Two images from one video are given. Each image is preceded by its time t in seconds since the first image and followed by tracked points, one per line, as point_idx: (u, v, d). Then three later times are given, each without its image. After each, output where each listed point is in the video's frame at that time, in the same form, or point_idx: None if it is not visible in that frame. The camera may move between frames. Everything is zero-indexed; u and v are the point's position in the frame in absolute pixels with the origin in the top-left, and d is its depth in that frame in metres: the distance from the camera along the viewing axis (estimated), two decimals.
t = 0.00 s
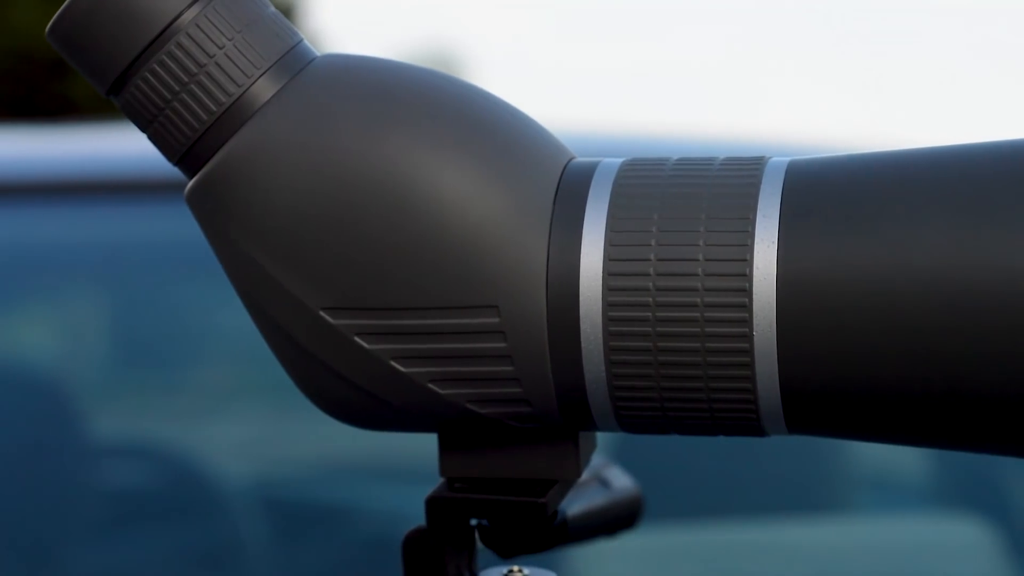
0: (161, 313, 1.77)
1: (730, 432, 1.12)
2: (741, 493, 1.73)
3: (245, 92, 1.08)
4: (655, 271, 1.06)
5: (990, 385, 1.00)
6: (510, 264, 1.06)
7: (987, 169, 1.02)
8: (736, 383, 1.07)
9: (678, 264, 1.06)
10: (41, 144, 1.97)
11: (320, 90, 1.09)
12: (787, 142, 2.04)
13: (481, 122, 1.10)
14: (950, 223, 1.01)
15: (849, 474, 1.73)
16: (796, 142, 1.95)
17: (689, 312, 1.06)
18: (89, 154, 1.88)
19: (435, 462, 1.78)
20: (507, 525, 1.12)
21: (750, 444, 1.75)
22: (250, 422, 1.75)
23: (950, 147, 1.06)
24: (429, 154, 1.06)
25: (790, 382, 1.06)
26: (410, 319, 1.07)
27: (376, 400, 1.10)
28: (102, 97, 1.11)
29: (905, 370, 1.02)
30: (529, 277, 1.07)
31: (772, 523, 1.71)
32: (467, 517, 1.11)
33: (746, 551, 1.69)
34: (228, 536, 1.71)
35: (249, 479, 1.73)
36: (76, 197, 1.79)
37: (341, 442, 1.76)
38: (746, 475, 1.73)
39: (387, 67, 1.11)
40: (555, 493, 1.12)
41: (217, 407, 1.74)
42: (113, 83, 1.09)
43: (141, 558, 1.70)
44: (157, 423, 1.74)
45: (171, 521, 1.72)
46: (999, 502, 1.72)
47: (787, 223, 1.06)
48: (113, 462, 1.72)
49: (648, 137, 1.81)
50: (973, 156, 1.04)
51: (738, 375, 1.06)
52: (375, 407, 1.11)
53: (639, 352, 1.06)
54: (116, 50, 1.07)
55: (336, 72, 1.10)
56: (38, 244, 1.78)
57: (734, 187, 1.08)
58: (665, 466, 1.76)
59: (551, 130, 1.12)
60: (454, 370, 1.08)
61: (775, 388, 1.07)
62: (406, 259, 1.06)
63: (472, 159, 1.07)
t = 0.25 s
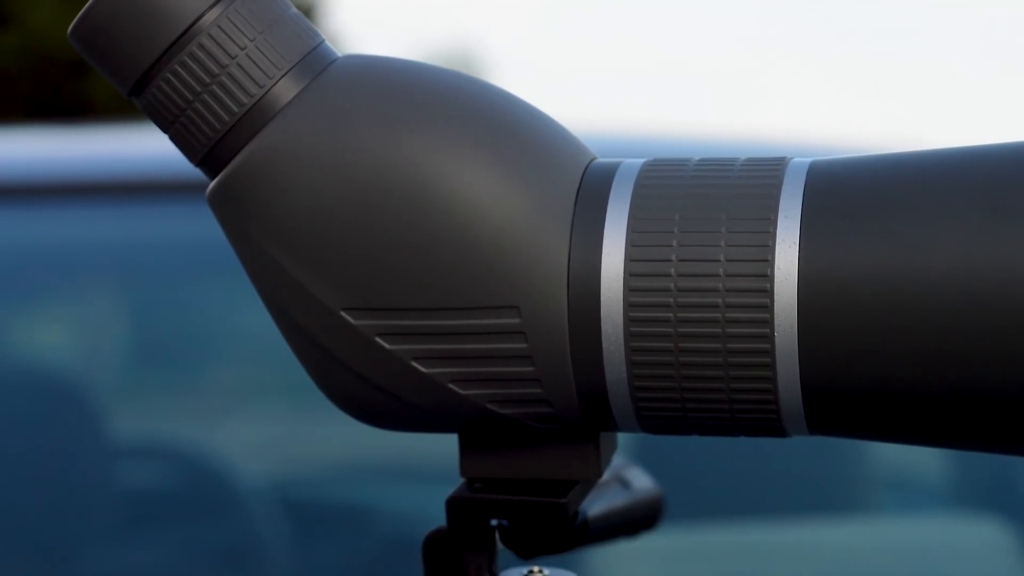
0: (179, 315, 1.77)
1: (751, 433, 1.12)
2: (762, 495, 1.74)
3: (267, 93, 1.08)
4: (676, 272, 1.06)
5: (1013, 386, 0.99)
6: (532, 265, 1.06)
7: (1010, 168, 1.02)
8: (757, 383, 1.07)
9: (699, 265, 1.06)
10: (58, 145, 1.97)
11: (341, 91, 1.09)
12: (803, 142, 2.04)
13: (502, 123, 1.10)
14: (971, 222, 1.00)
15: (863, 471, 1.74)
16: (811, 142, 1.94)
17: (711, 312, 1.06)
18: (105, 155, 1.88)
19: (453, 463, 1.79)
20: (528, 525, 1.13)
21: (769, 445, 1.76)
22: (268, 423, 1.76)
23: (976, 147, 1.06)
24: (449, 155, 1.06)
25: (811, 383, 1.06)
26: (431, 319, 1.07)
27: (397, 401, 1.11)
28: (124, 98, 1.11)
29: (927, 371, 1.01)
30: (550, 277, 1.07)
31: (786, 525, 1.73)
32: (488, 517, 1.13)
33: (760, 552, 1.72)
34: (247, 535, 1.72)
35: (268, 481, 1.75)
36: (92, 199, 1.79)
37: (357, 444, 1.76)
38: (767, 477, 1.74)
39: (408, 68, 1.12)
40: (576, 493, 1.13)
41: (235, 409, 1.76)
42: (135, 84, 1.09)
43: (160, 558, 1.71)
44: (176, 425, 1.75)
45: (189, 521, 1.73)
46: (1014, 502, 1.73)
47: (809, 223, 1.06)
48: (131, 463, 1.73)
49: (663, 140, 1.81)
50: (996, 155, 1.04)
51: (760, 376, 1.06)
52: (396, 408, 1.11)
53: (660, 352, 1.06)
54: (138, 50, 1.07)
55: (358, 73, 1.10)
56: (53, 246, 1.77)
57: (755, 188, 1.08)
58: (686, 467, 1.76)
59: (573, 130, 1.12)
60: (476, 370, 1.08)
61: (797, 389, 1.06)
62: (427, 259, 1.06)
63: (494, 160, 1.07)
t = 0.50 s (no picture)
0: (190, 312, 1.79)
1: (764, 434, 1.12)
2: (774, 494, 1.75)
3: (281, 94, 1.08)
4: (689, 273, 1.06)
5: None
6: (545, 265, 1.06)
7: None
8: (771, 384, 1.07)
9: (713, 265, 1.06)
10: (71, 147, 1.98)
11: (355, 91, 1.09)
12: (812, 142, 2.03)
13: (515, 123, 1.10)
14: (985, 223, 1.00)
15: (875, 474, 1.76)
16: (821, 142, 1.94)
17: (724, 313, 1.06)
18: (121, 158, 1.91)
19: (465, 464, 1.80)
20: (541, 525, 1.14)
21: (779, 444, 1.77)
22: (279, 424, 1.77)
23: (994, 145, 1.06)
24: (463, 155, 1.06)
25: (825, 384, 1.06)
26: (444, 319, 1.07)
27: (410, 401, 1.11)
28: (137, 98, 1.11)
29: (940, 372, 1.01)
30: (564, 277, 1.07)
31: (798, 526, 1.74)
32: (501, 517, 1.13)
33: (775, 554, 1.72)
34: (260, 536, 1.73)
35: (281, 481, 1.75)
36: (107, 198, 1.82)
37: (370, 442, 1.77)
38: (778, 477, 1.76)
39: (422, 68, 1.12)
40: (589, 493, 1.13)
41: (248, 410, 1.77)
42: (148, 84, 1.09)
43: (173, 559, 1.71)
44: (189, 425, 1.76)
45: (202, 521, 1.73)
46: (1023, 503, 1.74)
47: (822, 224, 1.06)
48: (144, 463, 1.74)
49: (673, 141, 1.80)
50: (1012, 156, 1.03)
51: (773, 376, 1.06)
52: (409, 408, 1.11)
53: (674, 352, 1.06)
54: (152, 50, 1.08)
55: (371, 73, 1.10)
56: (66, 246, 1.79)
57: (769, 188, 1.08)
58: (694, 467, 1.77)
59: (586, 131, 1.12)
60: (490, 371, 1.07)
61: (810, 390, 1.06)
62: (441, 260, 1.06)
63: (507, 160, 1.07)
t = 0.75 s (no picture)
0: (207, 313, 1.81)
1: (782, 434, 1.11)
2: (786, 497, 1.77)
3: (297, 93, 1.09)
4: (705, 272, 1.06)
5: None
6: (561, 265, 1.06)
7: None
8: (787, 383, 1.06)
9: (730, 265, 1.06)
10: (85, 149, 2.00)
11: (372, 91, 1.09)
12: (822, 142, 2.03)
13: (531, 123, 1.10)
14: (1002, 223, 0.99)
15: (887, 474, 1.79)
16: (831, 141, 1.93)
17: (741, 312, 1.05)
18: (135, 161, 1.93)
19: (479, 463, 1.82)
20: (558, 525, 1.14)
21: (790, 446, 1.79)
22: (294, 425, 1.79)
23: (1014, 144, 1.06)
24: (480, 155, 1.06)
25: (842, 384, 1.05)
26: (461, 319, 1.07)
27: (426, 401, 1.11)
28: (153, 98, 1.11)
29: (959, 372, 1.01)
30: (580, 278, 1.06)
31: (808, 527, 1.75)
32: (518, 517, 1.14)
33: (788, 555, 1.73)
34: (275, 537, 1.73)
35: (296, 482, 1.77)
36: (126, 202, 1.85)
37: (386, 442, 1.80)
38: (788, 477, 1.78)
39: (438, 68, 1.12)
40: (607, 492, 1.14)
41: (261, 410, 1.78)
42: (163, 84, 1.10)
43: (190, 559, 1.72)
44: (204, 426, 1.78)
45: (218, 522, 1.74)
46: None
47: (839, 224, 1.05)
48: (159, 463, 1.75)
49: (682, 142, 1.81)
50: None
51: (789, 376, 1.06)
52: (425, 408, 1.11)
53: (690, 352, 1.06)
54: (167, 50, 1.08)
55: (387, 73, 1.10)
56: (84, 247, 1.82)
57: (786, 188, 1.08)
58: (707, 468, 1.80)
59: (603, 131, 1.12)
60: (506, 371, 1.07)
61: (827, 390, 1.06)
62: (457, 259, 1.06)
63: (523, 159, 1.07)
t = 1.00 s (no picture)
0: (218, 313, 1.82)
1: (793, 434, 1.11)
2: (795, 496, 1.79)
3: (309, 93, 1.09)
4: (717, 272, 1.06)
5: None
6: (572, 264, 1.06)
7: None
8: (799, 383, 1.06)
9: (741, 265, 1.06)
10: (97, 150, 2.02)
11: (384, 92, 1.09)
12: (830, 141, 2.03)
13: (544, 123, 1.10)
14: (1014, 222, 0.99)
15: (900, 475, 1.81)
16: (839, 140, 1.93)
17: (753, 312, 1.05)
18: (147, 162, 1.94)
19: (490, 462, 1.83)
20: (570, 525, 1.14)
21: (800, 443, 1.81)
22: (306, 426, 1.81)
23: None
24: (492, 155, 1.06)
25: (854, 384, 1.05)
26: (473, 319, 1.07)
27: (439, 401, 1.11)
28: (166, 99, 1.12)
29: (971, 372, 1.00)
30: (592, 277, 1.06)
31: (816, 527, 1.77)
32: (529, 517, 1.14)
33: (796, 555, 1.73)
34: (287, 536, 1.76)
35: (307, 482, 1.78)
36: (139, 204, 1.87)
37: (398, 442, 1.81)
38: (796, 477, 1.79)
39: (450, 68, 1.12)
40: (619, 491, 1.14)
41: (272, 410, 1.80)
42: (177, 84, 1.10)
43: (202, 559, 1.73)
44: (216, 425, 1.80)
45: (232, 522, 1.76)
46: None
47: (851, 223, 1.05)
48: (174, 463, 1.76)
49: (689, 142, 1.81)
50: None
51: (801, 375, 1.05)
52: (437, 408, 1.12)
53: (702, 352, 1.06)
54: (181, 50, 1.08)
55: (399, 73, 1.10)
56: (100, 247, 1.84)
57: (798, 187, 1.08)
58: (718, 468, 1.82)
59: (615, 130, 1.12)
60: (518, 371, 1.08)
61: (839, 390, 1.05)
62: (470, 259, 1.06)
63: (534, 159, 1.07)
